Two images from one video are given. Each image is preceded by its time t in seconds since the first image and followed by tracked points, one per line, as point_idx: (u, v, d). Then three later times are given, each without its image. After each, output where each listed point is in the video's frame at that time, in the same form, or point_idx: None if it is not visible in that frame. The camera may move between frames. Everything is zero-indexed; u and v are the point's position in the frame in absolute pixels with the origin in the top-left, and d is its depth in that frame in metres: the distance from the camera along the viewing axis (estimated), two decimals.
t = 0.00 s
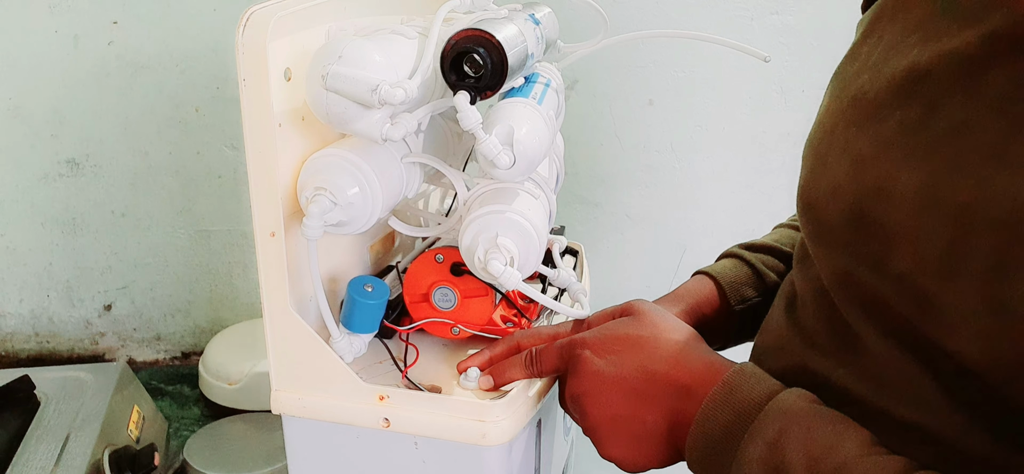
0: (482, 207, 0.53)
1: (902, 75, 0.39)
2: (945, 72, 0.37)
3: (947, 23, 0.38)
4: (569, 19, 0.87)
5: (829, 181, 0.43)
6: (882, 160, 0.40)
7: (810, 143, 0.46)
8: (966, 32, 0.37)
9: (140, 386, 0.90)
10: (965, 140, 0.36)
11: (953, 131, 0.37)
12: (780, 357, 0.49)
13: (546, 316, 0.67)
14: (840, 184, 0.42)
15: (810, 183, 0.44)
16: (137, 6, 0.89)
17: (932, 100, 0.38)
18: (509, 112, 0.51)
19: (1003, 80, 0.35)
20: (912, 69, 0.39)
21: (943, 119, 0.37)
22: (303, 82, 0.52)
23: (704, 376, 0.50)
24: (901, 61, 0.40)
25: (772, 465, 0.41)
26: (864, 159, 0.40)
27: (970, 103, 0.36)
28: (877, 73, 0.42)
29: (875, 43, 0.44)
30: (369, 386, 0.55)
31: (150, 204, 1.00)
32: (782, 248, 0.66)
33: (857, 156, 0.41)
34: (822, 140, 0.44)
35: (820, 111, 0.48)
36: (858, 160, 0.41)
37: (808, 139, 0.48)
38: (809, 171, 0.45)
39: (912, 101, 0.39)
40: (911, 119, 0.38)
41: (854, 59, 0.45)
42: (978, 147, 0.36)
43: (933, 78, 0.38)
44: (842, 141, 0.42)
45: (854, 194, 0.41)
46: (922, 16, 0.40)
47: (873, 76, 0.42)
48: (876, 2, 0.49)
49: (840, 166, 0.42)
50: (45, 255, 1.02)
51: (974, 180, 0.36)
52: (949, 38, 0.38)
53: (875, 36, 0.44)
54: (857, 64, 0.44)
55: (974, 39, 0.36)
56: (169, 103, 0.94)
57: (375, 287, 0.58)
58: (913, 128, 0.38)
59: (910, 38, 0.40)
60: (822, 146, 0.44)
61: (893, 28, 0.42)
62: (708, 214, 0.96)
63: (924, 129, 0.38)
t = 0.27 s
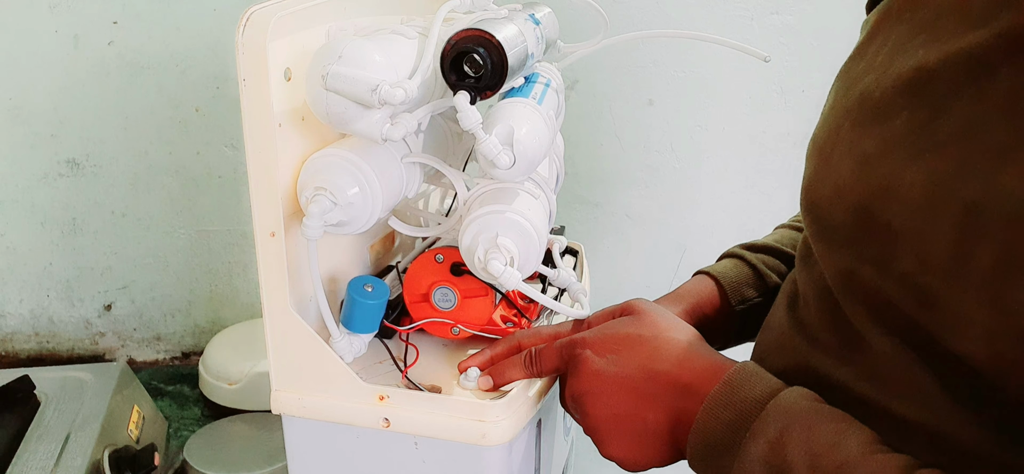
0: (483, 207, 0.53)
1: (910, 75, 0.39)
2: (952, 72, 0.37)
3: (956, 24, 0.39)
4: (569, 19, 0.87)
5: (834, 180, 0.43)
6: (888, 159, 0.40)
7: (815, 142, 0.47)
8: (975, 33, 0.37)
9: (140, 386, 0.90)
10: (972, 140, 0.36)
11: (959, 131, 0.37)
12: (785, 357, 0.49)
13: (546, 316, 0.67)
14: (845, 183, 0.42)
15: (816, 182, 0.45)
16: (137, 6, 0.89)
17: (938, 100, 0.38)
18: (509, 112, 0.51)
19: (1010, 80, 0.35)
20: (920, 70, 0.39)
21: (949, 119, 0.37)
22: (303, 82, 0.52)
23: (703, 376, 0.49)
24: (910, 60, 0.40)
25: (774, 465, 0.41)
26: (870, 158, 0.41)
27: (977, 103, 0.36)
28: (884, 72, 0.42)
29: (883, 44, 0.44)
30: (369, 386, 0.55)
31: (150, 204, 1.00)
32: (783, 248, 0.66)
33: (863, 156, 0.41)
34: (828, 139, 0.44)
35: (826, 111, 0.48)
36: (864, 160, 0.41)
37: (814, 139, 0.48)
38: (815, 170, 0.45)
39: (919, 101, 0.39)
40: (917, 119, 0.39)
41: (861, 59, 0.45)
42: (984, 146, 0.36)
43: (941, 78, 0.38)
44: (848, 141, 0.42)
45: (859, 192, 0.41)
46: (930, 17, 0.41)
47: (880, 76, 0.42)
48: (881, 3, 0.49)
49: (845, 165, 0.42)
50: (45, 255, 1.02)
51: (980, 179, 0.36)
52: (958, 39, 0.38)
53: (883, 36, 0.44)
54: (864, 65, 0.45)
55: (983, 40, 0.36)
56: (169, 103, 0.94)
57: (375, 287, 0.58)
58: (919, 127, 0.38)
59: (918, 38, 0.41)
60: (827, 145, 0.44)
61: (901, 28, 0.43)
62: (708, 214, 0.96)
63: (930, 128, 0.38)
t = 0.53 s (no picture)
0: (483, 206, 0.53)
1: (915, 74, 0.39)
2: (958, 72, 0.37)
3: (960, 24, 0.39)
4: (569, 19, 0.87)
5: (838, 179, 0.43)
6: (892, 158, 0.40)
7: (819, 142, 0.47)
8: (980, 32, 0.37)
9: (140, 386, 0.90)
10: (977, 139, 0.36)
11: (965, 130, 0.37)
12: (788, 357, 0.49)
13: (546, 316, 0.67)
14: (850, 182, 0.42)
15: (819, 182, 0.45)
16: (137, 6, 0.89)
17: (942, 99, 0.38)
18: (509, 112, 0.51)
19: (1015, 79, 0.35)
20: (925, 70, 0.39)
21: (953, 118, 0.37)
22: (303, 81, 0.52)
23: (704, 374, 0.49)
24: (913, 60, 0.40)
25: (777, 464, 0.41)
26: (874, 158, 0.41)
27: (982, 103, 0.36)
28: (888, 73, 0.42)
29: (886, 44, 0.44)
30: (369, 386, 0.55)
31: (150, 203, 1.00)
32: (785, 251, 0.66)
33: (868, 155, 0.41)
34: (831, 139, 0.44)
35: (829, 111, 0.48)
36: (868, 159, 0.41)
37: (817, 139, 0.48)
38: (818, 170, 0.45)
39: (923, 100, 0.39)
40: (921, 118, 0.39)
41: (864, 59, 0.45)
42: (988, 145, 0.36)
43: (945, 77, 0.38)
44: (852, 140, 0.43)
45: (863, 191, 0.41)
46: (933, 16, 0.41)
47: (884, 76, 0.42)
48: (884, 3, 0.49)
49: (849, 164, 0.42)
50: (45, 255, 1.02)
51: (985, 178, 0.35)
52: (963, 39, 0.38)
53: (885, 37, 0.44)
54: (867, 64, 0.45)
55: (988, 40, 0.36)
56: (169, 103, 0.94)
57: (375, 287, 0.58)
58: (923, 126, 0.38)
59: (921, 38, 0.41)
60: (831, 145, 0.44)
61: (904, 28, 0.43)
62: (708, 214, 0.96)
63: (934, 127, 0.38)
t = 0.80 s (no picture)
0: (482, 206, 0.53)
1: (919, 72, 0.40)
2: (961, 69, 0.37)
3: (962, 22, 0.39)
4: (569, 19, 0.87)
5: (842, 177, 0.43)
6: (896, 155, 0.40)
7: (823, 142, 0.47)
8: (983, 29, 0.37)
9: (140, 386, 0.90)
10: (981, 134, 0.36)
11: (968, 125, 0.37)
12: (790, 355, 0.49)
13: (546, 316, 0.67)
14: (853, 179, 0.42)
15: (823, 180, 0.45)
16: (137, 6, 0.89)
17: (946, 96, 0.38)
18: (509, 112, 0.51)
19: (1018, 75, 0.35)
20: (928, 67, 0.39)
21: (956, 114, 0.37)
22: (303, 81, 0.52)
23: (706, 371, 0.49)
24: (916, 59, 0.40)
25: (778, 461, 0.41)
26: (878, 155, 0.41)
27: (985, 97, 0.36)
28: (891, 71, 0.42)
29: (888, 43, 0.44)
30: (369, 386, 0.55)
31: (150, 203, 1.00)
32: (787, 252, 0.66)
33: (872, 152, 0.41)
34: (835, 137, 0.45)
35: (833, 111, 0.48)
36: (873, 156, 0.41)
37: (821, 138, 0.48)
38: (822, 168, 0.45)
39: (927, 98, 0.39)
40: (925, 115, 0.39)
41: (868, 59, 0.45)
42: (992, 139, 0.36)
43: (948, 75, 0.38)
44: (856, 138, 0.43)
45: (867, 188, 0.41)
46: (936, 15, 0.41)
47: (888, 75, 0.42)
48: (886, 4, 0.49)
49: (853, 161, 0.42)
50: (45, 256, 1.02)
51: (989, 171, 0.36)
52: (965, 36, 0.38)
53: (888, 37, 0.44)
54: (871, 63, 0.45)
55: (990, 37, 0.36)
56: (169, 102, 0.94)
57: (375, 287, 0.58)
58: (927, 123, 0.39)
59: (924, 37, 0.41)
60: (834, 143, 0.44)
61: (907, 28, 0.43)
62: (708, 214, 0.96)
63: (939, 124, 0.38)
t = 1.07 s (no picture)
0: (483, 207, 0.53)
1: (918, 70, 0.40)
2: (962, 67, 0.38)
3: (960, 21, 0.39)
4: (569, 19, 0.87)
5: (841, 175, 0.43)
6: (896, 152, 0.40)
7: (821, 140, 0.47)
8: (982, 27, 0.37)
9: (140, 386, 0.90)
10: (981, 132, 0.36)
11: (969, 123, 0.37)
12: (795, 350, 0.49)
13: (546, 316, 0.67)
14: (853, 178, 0.42)
15: (822, 179, 0.44)
16: (136, 6, 0.89)
17: (946, 94, 0.38)
18: (509, 112, 0.51)
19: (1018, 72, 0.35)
20: (927, 65, 0.39)
21: (957, 112, 0.37)
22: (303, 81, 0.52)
23: (723, 368, 0.50)
24: (914, 57, 0.40)
25: (795, 460, 0.41)
26: (878, 153, 0.41)
27: (987, 95, 0.37)
28: (889, 70, 0.42)
29: (885, 40, 0.44)
30: (369, 386, 0.55)
31: (150, 203, 1.00)
32: (789, 251, 0.66)
33: (871, 150, 0.41)
34: (833, 135, 0.44)
35: (830, 110, 0.48)
36: (872, 154, 0.41)
37: (818, 136, 0.48)
38: (820, 167, 0.45)
39: (926, 95, 0.39)
40: (924, 113, 0.39)
41: (864, 57, 0.45)
42: (994, 136, 0.36)
43: (948, 73, 0.38)
44: (854, 136, 0.43)
45: (867, 187, 0.41)
46: (932, 14, 0.41)
47: (885, 73, 0.42)
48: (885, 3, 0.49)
49: (852, 160, 0.42)
50: (45, 255, 1.02)
51: (992, 169, 0.36)
52: (964, 34, 0.38)
53: (884, 35, 0.44)
54: (866, 63, 0.45)
55: (990, 35, 0.36)
56: (169, 102, 0.94)
57: (375, 287, 0.58)
58: (927, 120, 0.39)
59: (921, 35, 0.41)
60: (832, 141, 0.44)
61: (904, 26, 0.43)
62: (708, 214, 0.96)
63: (939, 121, 0.38)
